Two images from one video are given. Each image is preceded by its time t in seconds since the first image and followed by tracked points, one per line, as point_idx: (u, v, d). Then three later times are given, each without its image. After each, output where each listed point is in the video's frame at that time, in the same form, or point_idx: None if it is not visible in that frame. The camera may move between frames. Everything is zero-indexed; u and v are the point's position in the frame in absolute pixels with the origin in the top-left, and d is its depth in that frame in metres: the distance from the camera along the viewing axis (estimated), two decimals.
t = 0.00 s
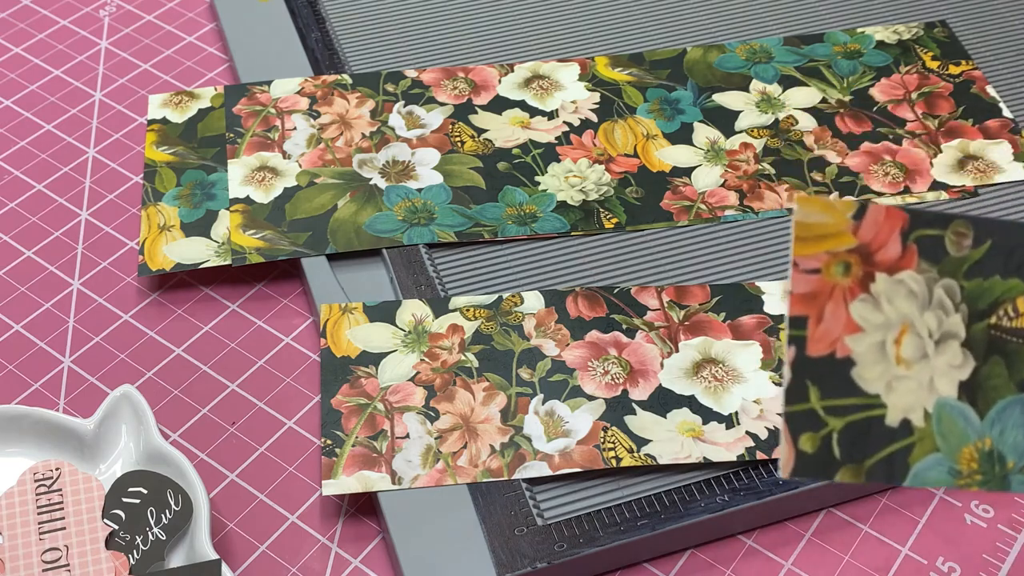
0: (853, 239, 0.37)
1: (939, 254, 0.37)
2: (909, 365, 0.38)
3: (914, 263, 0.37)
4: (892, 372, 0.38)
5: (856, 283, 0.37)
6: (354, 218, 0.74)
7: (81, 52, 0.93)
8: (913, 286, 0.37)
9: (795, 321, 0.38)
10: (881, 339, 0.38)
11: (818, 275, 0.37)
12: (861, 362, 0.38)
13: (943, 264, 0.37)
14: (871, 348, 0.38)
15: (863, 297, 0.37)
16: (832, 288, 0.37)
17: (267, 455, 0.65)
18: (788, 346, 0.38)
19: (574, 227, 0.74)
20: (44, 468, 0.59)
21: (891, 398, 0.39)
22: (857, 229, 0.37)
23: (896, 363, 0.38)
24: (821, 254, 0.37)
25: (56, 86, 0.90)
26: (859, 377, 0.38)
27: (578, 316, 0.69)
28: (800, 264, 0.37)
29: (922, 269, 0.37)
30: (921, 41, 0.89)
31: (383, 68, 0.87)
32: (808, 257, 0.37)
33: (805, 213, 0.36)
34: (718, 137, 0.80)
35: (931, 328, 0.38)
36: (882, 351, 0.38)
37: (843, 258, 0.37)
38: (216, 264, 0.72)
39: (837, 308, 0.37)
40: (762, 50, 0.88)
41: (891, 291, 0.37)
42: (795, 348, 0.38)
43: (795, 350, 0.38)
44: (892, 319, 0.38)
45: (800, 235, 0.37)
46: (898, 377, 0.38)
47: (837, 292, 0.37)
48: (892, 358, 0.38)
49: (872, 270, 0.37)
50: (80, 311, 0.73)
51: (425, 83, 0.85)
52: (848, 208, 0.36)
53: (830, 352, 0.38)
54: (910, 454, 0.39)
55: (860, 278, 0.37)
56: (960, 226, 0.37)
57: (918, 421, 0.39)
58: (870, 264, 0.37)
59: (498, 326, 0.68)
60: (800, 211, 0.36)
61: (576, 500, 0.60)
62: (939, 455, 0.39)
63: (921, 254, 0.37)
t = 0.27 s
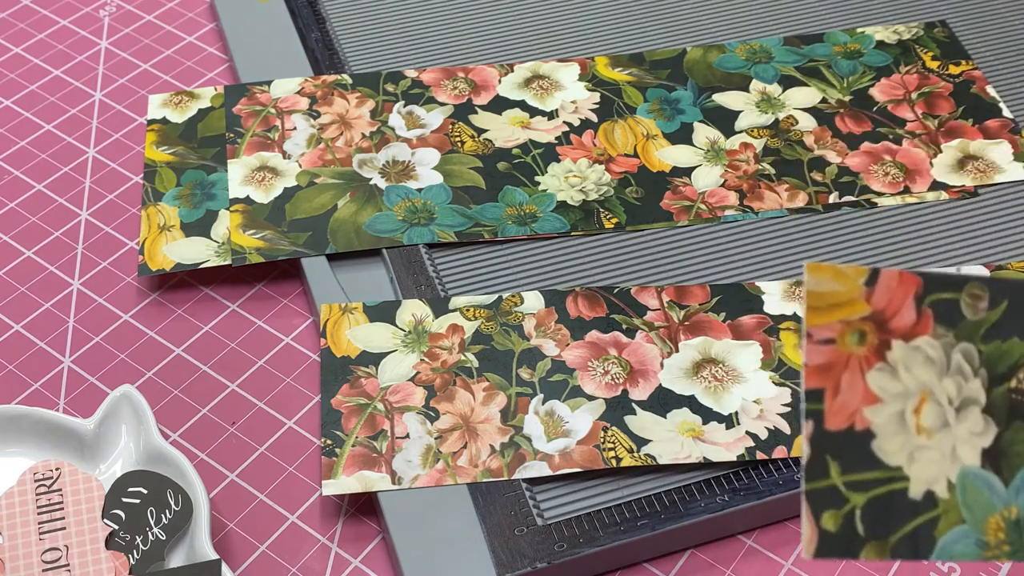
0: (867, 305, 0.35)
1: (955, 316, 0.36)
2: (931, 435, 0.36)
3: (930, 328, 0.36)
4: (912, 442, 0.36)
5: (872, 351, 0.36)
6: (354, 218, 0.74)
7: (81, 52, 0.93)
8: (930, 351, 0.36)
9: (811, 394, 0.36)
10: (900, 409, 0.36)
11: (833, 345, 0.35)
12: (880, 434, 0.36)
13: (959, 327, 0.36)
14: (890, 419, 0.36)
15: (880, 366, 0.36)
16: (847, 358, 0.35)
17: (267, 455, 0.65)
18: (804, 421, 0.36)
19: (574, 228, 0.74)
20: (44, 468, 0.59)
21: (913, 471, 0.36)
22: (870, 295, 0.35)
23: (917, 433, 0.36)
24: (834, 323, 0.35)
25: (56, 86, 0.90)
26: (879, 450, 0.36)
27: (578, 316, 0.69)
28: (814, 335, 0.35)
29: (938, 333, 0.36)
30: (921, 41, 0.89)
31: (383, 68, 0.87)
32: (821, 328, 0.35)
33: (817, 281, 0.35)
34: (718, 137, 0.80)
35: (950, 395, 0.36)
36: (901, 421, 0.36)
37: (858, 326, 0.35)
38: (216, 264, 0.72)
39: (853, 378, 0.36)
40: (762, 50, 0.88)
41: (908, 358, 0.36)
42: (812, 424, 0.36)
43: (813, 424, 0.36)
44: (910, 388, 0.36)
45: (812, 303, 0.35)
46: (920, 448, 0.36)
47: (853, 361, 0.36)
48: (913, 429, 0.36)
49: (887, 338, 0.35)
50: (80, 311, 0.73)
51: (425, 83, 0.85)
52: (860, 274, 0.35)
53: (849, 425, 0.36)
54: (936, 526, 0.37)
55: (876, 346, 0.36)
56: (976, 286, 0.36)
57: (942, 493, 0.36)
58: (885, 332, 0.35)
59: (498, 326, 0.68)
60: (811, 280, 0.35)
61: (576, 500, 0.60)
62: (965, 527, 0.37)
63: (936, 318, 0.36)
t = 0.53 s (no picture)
0: (904, 336, 0.32)
1: (990, 345, 0.31)
2: (973, 467, 0.32)
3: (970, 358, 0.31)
4: (955, 475, 0.32)
5: (911, 383, 0.32)
6: (354, 218, 0.74)
7: (81, 52, 0.93)
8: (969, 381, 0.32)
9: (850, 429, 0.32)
10: (940, 441, 0.32)
11: (871, 377, 0.32)
12: (923, 468, 0.32)
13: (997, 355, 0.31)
14: (932, 451, 0.32)
15: (920, 400, 0.32)
16: (886, 391, 0.32)
17: (267, 455, 0.65)
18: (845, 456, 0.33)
19: (574, 228, 0.74)
20: (44, 468, 0.59)
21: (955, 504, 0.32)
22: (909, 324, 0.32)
23: (959, 465, 0.32)
24: (873, 355, 0.32)
25: (56, 86, 0.90)
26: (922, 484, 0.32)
27: (578, 316, 0.69)
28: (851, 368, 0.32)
29: (975, 363, 0.31)
30: (921, 41, 0.89)
31: (382, 68, 0.87)
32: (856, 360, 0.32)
33: (853, 313, 0.32)
34: (717, 137, 0.80)
35: (989, 425, 0.32)
36: (942, 454, 0.32)
37: (896, 357, 0.32)
38: (216, 264, 0.72)
39: (894, 413, 0.32)
40: (762, 50, 0.88)
41: (947, 390, 0.32)
42: (854, 458, 0.33)
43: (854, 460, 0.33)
44: (950, 420, 0.32)
45: (845, 336, 0.32)
46: (962, 480, 0.32)
47: (893, 395, 0.32)
48: (954, 461, 0.32)
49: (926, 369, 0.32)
50: (80, 311, 0.73)
51: (425, 83, 0.85)
52: (896, 302, 0.31)
53: (891, 459, 0.32)
54: (980, 559, 0.32)
55: (916, 378, 0.32)
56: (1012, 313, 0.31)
57: (986, 524, 0.32)
58: (924, 363, 0.32)
59: (498, 326, 0.68)
60: (846, 312, 0.32)
61: (576, 500, 0.60)
62: (1011, 560, 0.32)
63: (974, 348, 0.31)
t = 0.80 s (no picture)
0: (907, 313, 0.41)
1: (990, 321, 0.41)
2: (977, 437, 0.41)
3: (967, 334, 0.41)
4: (961, 446, 0.41)
5: (914, 358, 0.41)
6: (354, 218, 0.74)
7: (81, 52, 0.93)
8: (970, 355, 0.41)
9: (861, 404, 0.41)
10: (946, 413, 0.41)
11: (876, 353, 0.41)
12: (930, 439, 0.41)
13: (994, 330, 0.41)
14: (939, 423, 0.41)
15: (924, 373, 0.41)
16: (892, 365, 0.41)
17: (267, 455, 0.65)
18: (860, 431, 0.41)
19: (574, 228, 0.74)
20: (44, 468, 0.59)
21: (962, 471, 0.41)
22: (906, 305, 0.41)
23: (964, 436, 0.41)
24: (877, 333, 0.41)
25: (56, 86, 0.90)
26: (929, 454, 0.41)
27: (578, 316, 0.69)
28: (858, 344, 0.41)
29: (975, 338, 0.41)
30: (921, 41, 0.89)
31: (383, 68, 0.87)
32: (863, 336, 0.41)
33: (858, 293, 0.41)
34: (717, 137, 0.81)
35: (991, 397, 0.40)
36: (948, 425, 0.41)
37: (900, 335, 0.41)
38: (216, 264, 0.72)
39: (899, 386, 0.41)
40: (762, 50, 0.88)
41: (949, 363, 0.41)
42: (867, 434, 0.41)
43: (865, 433, 0.41)
44: (953, 392, 0.40)
45: (853, 315, 0.41)
46: (967, 450, 0.41)
47: (898, 369, 0.41)
48: (959, 432, 0.41)
49: (928, 344, 0.41)
50: (80, 311, 0.73)
51: (425, 83, 0.85)
52: (897, 285, 0.41)
53: (900, 432, 0.41)
54: (990, 526, 0.41)
55: (918, 353, 0.41)
56: (1007, 292, 0.41)
57: (993, 493, 0.41)
58: (926, 340, 0.41)
59: (498, 326, 0.68)
60: (853, 292, 0.41)
61: (576, 500, 0.60)
62: (1017, 525, 0.41)
63: (974, 323, 0.41)
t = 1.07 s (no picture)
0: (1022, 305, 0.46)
1: None
2: None
3: None
4: None
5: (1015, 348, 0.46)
6: (354, 218, 0.74)
7: (81, 52, 0.93)
8: None
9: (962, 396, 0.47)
10: None
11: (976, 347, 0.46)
12: None
13: None
14: None
15: None
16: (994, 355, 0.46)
17: (267, 455, 0.65)
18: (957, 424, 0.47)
19: (574, 228, 0.74)
20: (44, 468, 0.59)
21: None
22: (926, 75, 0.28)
23: None
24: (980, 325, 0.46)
25: (56, 86, 0.90)
26: None
27: (578, 316, 0.69)
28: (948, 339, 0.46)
29: None
30: (921, 41, 0.89)
31: (383, 68, 0.87)
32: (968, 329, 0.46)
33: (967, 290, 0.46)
34: (717, 137, 0.81)
35: None
36: None
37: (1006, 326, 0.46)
38: (216, 264, 0.72)
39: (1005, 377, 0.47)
40: (762, 50, 0.88)
41: None
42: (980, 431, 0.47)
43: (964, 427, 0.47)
44: None
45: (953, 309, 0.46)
46: None
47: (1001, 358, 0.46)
48: None
49: None
50: (80, 311, 0.73)
51: (425, 83, 0.85)
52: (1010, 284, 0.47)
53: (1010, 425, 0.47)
54: None
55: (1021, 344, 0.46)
56: None
57: None
58: None
59: (498, 326, 0.68)
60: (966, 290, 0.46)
61: (576, 500, 0.60)
62: None
63: None
